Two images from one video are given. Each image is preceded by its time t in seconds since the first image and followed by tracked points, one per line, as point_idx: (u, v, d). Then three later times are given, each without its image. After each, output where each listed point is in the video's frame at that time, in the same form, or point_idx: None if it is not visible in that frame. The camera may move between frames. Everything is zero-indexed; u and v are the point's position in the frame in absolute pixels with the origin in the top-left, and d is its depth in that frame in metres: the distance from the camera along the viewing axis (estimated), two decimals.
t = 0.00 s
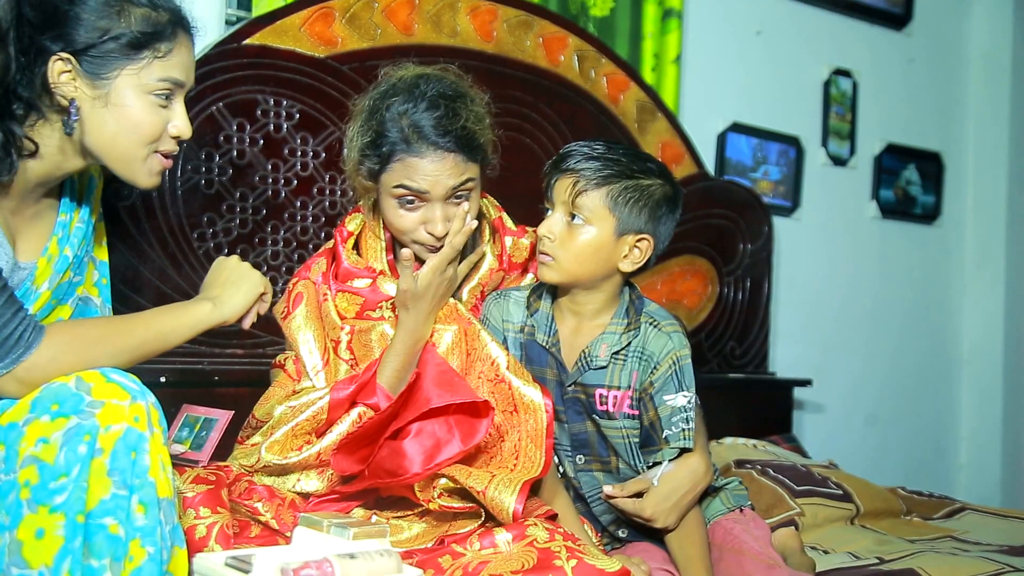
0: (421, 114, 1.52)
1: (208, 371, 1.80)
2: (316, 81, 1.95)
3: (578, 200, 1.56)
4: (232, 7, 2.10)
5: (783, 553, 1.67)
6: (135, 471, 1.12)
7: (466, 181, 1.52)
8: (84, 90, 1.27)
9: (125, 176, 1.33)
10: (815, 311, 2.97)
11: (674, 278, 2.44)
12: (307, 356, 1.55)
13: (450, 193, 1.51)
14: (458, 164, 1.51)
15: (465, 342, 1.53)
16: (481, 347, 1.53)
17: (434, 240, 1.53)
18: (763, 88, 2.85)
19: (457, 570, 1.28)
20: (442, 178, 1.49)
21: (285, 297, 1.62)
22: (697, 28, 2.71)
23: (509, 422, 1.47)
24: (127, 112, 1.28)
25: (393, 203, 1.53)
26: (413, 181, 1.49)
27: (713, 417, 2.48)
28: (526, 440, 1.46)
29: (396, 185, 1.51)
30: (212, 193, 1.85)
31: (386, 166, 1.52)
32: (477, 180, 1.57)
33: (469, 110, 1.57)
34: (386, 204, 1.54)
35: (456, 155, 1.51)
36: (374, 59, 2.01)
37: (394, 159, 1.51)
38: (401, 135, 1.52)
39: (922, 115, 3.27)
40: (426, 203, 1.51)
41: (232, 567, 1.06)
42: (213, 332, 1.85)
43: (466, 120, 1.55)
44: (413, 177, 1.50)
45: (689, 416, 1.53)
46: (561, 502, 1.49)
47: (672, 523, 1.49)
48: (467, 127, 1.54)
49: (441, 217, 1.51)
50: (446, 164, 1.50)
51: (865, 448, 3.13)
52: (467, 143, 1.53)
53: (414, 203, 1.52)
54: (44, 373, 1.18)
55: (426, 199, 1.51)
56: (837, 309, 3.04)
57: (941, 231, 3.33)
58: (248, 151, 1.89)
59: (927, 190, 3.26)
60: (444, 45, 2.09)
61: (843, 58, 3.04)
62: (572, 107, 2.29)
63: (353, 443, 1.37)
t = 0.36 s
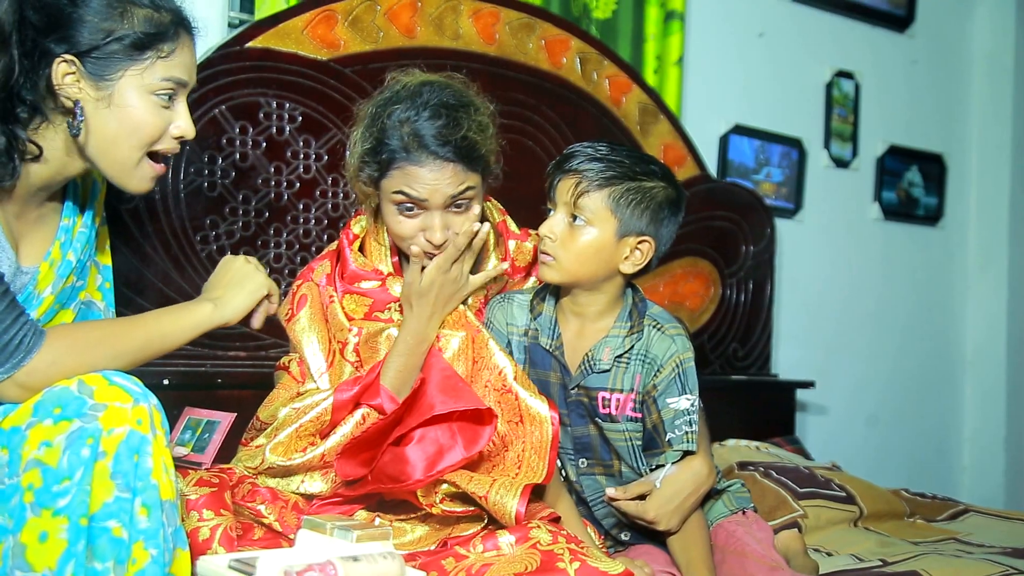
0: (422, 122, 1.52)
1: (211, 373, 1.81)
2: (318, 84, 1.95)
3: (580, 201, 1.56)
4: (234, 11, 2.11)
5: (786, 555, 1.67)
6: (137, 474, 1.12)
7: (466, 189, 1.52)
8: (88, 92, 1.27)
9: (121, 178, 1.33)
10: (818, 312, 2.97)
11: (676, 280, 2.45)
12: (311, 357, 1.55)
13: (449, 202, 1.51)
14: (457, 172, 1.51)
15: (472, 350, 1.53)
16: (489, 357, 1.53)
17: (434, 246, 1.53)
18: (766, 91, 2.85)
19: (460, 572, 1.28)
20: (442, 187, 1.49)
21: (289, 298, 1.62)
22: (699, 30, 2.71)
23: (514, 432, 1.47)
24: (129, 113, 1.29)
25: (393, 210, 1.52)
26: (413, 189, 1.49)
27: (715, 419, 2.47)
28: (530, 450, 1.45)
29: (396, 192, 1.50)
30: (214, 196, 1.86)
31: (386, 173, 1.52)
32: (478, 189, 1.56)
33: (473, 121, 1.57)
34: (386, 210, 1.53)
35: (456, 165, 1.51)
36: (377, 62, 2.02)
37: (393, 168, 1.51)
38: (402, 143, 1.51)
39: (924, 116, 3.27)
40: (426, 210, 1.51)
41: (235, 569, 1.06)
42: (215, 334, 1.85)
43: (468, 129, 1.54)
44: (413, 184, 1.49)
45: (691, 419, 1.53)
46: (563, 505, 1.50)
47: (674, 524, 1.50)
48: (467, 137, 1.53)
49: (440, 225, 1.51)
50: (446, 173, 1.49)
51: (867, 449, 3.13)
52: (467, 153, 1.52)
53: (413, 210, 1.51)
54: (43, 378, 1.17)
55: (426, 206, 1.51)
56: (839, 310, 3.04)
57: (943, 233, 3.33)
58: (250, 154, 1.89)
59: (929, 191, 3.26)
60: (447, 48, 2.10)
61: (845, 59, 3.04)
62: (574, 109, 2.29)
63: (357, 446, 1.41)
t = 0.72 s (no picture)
0: (425, 108, 1.52)
1: (218, 376, 1.81)
2: (324, 87, 1.95)
3: (592, 202, 1.56)
4: (239, 14, 2.09)
5: (793, 556, 1.68)
6: (141, 476, 1.13)
7: (472, 173, 1.51)
8: (60, 61, 1.27)
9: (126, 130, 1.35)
10: (824, 313, 2.97)
11: (682, 281, 2.44)
12: (316, 364, 1.55)
13: (455, 185, 1.50)
14: (462, 155, 1.51)
15: (484, 371, 1.50)
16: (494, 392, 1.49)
17: (443, 235, 1.51)
18: (771, 91, 2.85)
19: (466, 573, 1.29)
20: (447, 169, 1.48)
21: (298, 303, 1.64)
22: (704, 31, 2.71)
23: (520, 461, 1.44)
24: (106, 67, 1.28)
25: (400, 199, 1.51)
26: (421, 173, 1.48)
27: (721, 420, 2.47)
28: (532, 479, 1.43)
29: (403, 178, 1.50)
30: (221, 199, 1.86)
31: (393, 160, 1.52)
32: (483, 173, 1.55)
33: (472, 102, 1.58)
34: (394, 200, 1.53)
35: (462, 143, 1.51)
36: (382, 64, 2.02)
37: (399, 151, 1.51)
38: (406, 127, 1.52)
39: (930, 116, 3.27)
40: (435, 197, 1.50)
41: (241, 571, 1.07)
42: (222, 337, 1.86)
43: (469, 111, 1.55)
44: (419, 169, 1.49)
45: (700, 420, 1.53)
46: (570, 505, 1.49)
47: (682, 525, 1.50)
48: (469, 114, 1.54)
49: (447, 211, 1.49)
50: (451, 155, 1.50)
51: (875, 450, 3.13)
52: (470, 133, 1.53)
53: (421, 198, 1.50)
54: (45, 378, 1.18)
55: (434, 192, 1.50)
56: (846, 311, 3.03)
57: (950, 232, 3.32)
58: (256, 156, 1.90)
59: (935, 191, 3.25)
60: (451, 50, 2.10)
61: (850, 59, 3.03)
62: (580, 110, 2.29)
63: (359, 467, 1.40)
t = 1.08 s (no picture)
0: (437, 117, 1.54)
1: (234, 387, 1.82)
2: (337, 98, 1.97)
3: (615, 211, 1.56)
4: (253, 27, 2.13)
5: (807, 566, 1.67)
6: (154, 487, 1.14)
7: (489, 178, 1.51)
8: (44, 81, 1.24)
9: (108, 162, 1.29)
10: (838, 319, 2.96)
11: (695, 288, 2.44)
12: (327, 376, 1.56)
13: (473, 191, 1.50)
14: (479, 161, 1.51)
15: (493, 389, 1.51)
16: (501, 412, 1.49)
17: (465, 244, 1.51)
18: (783, 97, 2.85)
19: None
20: (464, 176, 1.49)
21: (311, 316, 1.64)
22: (715, 38, 2.71)
23: (529, 482, 1.44)
24: (87, 96, 1.24)
25: (418, 209, 1.52)
26: (437, 182, 1.49)
27: (737, 426, 2.47)
28: (542, 501, 1.43)
29: (420, 189, 1.51)
30: (235, 210, 1.88)
31: (410, 171, 1.53)
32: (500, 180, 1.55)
33: (486, 112, 1.59)
34: (412, 211, 1.53)
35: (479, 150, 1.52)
36: (394, 75, 2.03)
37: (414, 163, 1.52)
38: (420, 138, 1.53)
39: (944, 121, 3.26)
40: (452, 206, 1.51)
41: None
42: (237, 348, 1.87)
43: (482, 118, 1.56)
44: (436, 178, 1.49)
45: (714, 431, 1.53)
46: (584, 514, 1.50)
47: (697, 535, 1.50)
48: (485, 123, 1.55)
49: (466, 219, 1.50)
50: (467, 161, 1.50)
51: (891, 457, 3.11)
52: (485, 139, 1.54)
53: (439, 206, 1.51)
54: (56, 395, 1.19)
55: (452, 201, 1.50)
56: (860, 317, 3.02)
57: (965, 237, 3.31)
58: (271, 168, 1.91)
59: (950, 196, 3.24)
60: (463, 60, 2.11)
61: (862, 64, 3.03)
62: (591, 118, 2.30)
63: (370, 485, 1.43)
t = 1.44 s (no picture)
0: (463, 149, 1.53)
1: (262, 399, 1.84)
2: (361, 112, 1.99)
3: (644, 222, 1.57)
4: (278, 42, 2.16)
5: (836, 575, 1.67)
6: (195, 505, 1.15)
7: (522, 203, 1.53)
8: (137, 141, 1.27)
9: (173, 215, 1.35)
10: (865, 325, 2.95)
11: (720, 296, 2.43)
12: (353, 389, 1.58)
13: (508, 218, 1.52)
14: (510, 189, 1.52)
15: (518, 401, 1.52)
16: (524, 421, 1.51)
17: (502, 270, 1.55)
18: (806, 103, 2.84)
19: None
20: (499, 206, 1.50)
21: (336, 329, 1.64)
22: (737, 45, 2.71)
23: (556, 490, 1.45)
24: (179, 161, 1.29)
25: (452, 240, 1.54)
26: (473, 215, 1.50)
27: (764, 434, 2.46)
28: (568, 510, 1.44)
29: (454, 223, 1.52)
30: (262, 224, 1.90)
31: (441, 205, 1.53)
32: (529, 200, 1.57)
33: (511, 134, 1.59)
34: (446, 241, 1.56)
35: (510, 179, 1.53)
36: (417, 88, 2.05)
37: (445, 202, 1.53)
38: (450, 173, 1.52)
39: (970, 124, 3.23)
40: (485, 236, 1.53)
41: None
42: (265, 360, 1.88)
43: (508, 144, 1.56)
44: (471, 212, 1.50)
45: (741, 440, 1.53)
46: (610, 524, 1.50)
47: (724, 545, 1.50)
48: (514, 149, 1.55)
49: (502, 245, 1.53)
50: (500, 191, 1.51)
51: (920, 463, 3.09)
52: (515, 166, 1.54)
53: (473, 236, 1.53)
54: (110, 410, 1.21)
55: (485, 231, 1.53)
56: (887, 322, 3.00)
57: (993, 240, 3.28)
58: (297, 182, 1.93)
59: (977, 199, 3.21)
60: (485, 71, 2.13)
61: (886, 68, 3.01)
62: (614, 127, 2.30)
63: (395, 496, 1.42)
